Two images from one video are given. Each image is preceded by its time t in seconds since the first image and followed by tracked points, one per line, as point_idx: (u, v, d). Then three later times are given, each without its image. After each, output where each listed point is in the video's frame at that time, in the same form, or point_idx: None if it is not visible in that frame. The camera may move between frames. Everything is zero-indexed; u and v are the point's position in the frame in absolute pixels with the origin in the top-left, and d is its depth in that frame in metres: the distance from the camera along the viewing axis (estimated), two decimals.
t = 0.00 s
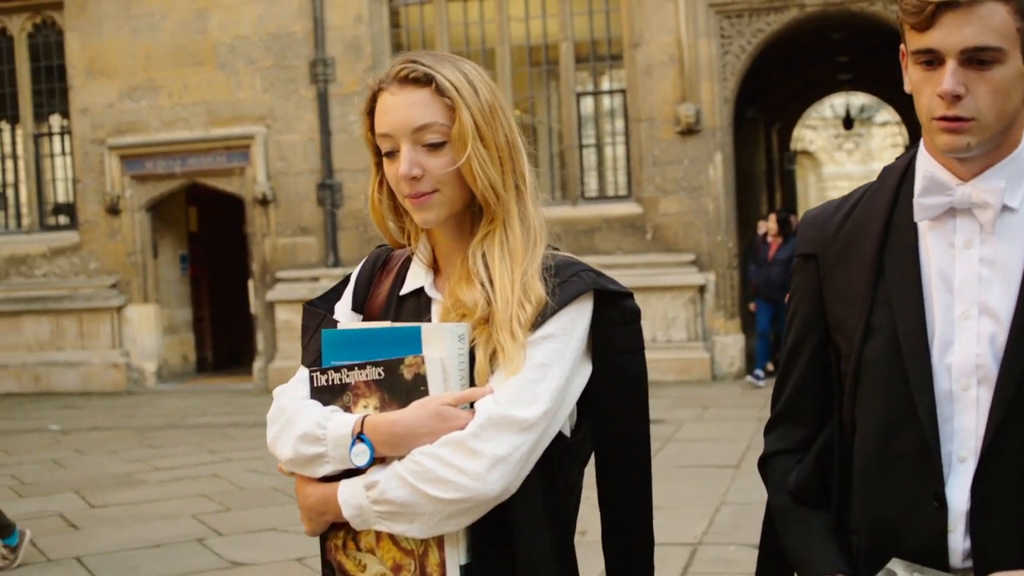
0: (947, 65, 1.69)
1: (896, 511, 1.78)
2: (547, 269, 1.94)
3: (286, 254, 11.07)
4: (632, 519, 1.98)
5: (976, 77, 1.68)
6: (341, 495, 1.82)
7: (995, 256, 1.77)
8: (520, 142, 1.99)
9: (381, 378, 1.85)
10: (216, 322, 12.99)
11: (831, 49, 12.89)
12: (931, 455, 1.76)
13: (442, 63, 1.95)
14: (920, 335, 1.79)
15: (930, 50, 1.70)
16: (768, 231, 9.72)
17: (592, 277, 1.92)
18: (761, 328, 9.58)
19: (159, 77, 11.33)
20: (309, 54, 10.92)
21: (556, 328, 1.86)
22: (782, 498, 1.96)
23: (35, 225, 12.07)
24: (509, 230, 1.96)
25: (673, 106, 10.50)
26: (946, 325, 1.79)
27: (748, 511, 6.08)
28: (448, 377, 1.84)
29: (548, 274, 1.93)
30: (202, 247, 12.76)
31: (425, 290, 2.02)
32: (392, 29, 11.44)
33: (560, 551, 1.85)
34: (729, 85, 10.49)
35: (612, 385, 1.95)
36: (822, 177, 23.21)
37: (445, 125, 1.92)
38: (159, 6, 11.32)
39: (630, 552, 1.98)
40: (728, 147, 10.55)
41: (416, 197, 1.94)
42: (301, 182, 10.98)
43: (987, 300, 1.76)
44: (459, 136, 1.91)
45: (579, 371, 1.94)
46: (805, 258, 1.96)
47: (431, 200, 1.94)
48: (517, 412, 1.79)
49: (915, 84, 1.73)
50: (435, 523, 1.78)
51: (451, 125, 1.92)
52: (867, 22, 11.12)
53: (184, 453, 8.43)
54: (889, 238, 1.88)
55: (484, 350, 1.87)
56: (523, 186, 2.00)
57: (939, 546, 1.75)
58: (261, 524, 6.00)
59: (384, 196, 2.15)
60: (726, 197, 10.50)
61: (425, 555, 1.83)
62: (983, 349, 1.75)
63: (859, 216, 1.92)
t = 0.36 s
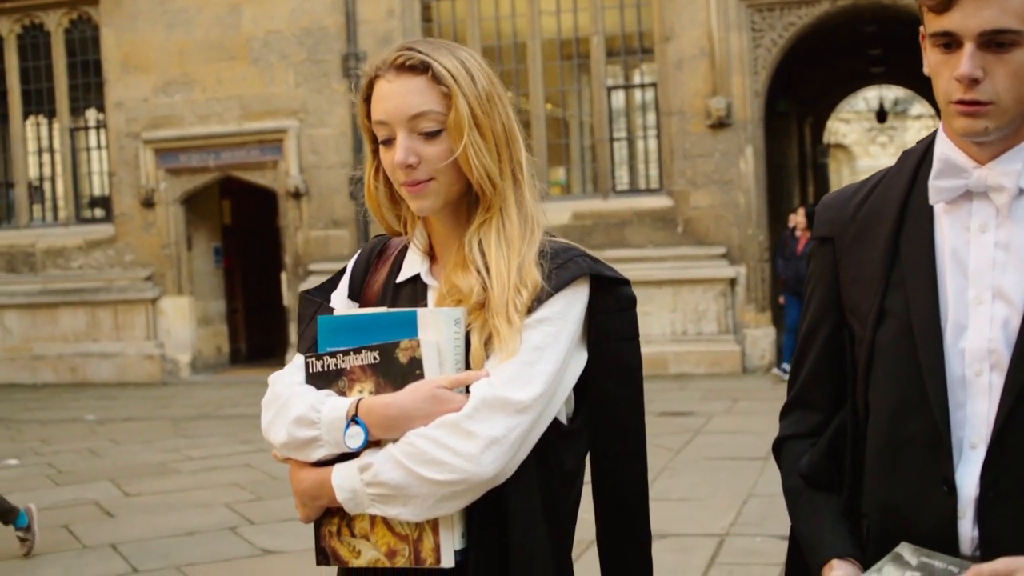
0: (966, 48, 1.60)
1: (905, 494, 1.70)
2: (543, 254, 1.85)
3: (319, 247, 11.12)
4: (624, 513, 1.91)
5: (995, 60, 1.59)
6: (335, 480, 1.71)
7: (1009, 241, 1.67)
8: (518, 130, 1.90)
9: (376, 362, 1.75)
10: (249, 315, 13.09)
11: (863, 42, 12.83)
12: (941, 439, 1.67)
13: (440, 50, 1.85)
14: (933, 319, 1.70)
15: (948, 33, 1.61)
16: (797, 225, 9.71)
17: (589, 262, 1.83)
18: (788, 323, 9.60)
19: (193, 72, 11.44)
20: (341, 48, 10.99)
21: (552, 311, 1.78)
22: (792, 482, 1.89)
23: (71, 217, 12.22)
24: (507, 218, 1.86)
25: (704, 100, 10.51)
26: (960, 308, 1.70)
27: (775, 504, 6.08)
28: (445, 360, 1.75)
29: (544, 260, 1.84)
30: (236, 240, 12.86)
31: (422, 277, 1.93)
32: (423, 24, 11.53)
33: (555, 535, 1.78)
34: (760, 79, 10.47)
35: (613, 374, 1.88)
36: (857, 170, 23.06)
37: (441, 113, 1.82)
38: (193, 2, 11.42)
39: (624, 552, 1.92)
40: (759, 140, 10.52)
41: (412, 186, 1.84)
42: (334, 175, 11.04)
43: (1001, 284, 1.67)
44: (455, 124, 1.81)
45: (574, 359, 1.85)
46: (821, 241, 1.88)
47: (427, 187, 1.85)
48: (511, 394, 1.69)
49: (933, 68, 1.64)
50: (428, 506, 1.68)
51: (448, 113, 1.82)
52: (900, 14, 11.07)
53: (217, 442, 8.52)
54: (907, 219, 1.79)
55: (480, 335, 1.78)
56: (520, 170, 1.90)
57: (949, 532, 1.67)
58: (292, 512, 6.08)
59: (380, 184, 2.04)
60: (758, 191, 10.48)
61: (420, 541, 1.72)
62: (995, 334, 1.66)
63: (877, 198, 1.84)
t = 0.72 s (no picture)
0: (983, 35, 1.60)
1: (915, 485, 1.69)
2: (545, 242, 1.81)
3: (355, 236, 11.16)
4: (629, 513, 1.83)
5: (1014, 47, 1.58)
6: (338, 465, 1.69)
7: None
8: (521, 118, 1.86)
9: (377, 349, 1.73)
10: (286, 304, 13.16)
11: (902, 33, 12.77)
12: (952, 432, 1.66)
13: (441, 39, 1.81)
14: (946, 310, 1.69)
15: (967, 19, 1.61)
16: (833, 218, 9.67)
17: (590, 248, 1.78)
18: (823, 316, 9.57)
19: (232, 61, 11.52)
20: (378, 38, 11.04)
21: (554, 297, 1.73)
22: (809, 473, 1.92)
23: (111, 206, 12.36)
24: (509, 207, 1.82)
25: (740, 91, 10.48)
26: (974, 300, 1.68)
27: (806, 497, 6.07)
28: (447, 346, 1.72)
29: (548, 245, 1.80)
30: (274, 229, 12.95)
31: (423, 263, 1.89)
32: (460, 15, 11.54)
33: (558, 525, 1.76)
34: (797, 70, 10.46)
35: (614, 364, 1.82)
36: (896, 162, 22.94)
37: (443, 103, 1.78)
38: None
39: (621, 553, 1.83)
40: (796, 131, 10.49)
41: (413, 176, 1.81)
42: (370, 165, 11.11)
43: (1016, 276, 1.65)
44: (457, 114, 1.77)
45: (574, 349, 1.79)
46: (840, 231, 1.89)
47: (429, 178, 1.81)
48: (514, 378, 1.66)
49: (952, 56, 1.64)
50: (430, 491, 1.65)
51: (450, 103, 1.78)
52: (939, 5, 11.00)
53: (253, 431, 8.60)
54: (923, 210, 1.78)
55: (480, 322, 1.75)
56: (523, 159, 1.86)
57: (959, 526, 1.65)
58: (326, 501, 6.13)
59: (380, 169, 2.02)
60: (794, 182, 10.45)
61: (423, 526, 1.70)
62: (1008, 326, 1.64)
63: (896, 189, 1.84)
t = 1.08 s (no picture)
0: (989, 36, 1.57)
1: (921, 490, 1.68)
2: (546, 249, 1.74)
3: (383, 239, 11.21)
4: (623, 526, 1.71)
5: (1020, 49, 1.56)
6: (340, 473, 1.63)
7: None
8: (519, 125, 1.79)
9: (379, 356, 1.67)
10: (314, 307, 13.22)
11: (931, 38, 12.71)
12: (958, 437, 1.65)
13: (438, 46, 1.74)
14: (954, 315, 1.68)
15: (973, 21, 1.59)
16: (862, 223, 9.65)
17: (591, 255, 1.71)
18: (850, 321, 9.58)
19: (262, 66, 11.60)
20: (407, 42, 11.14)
21: (556, 305, 1.66)
22: (818, 477, 1.92)
23: (141, 209, 12.46)
24: (508, 215, 1.75)
25: (767, 95, 10.48)
26: (982, 305, 1.67)
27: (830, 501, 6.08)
28: (448, 353, 1.66)
29: (548, 253, 1.73)
30: (303, 231, 12.99)
31: (423, 269, 1.83)
32: (488, 18, 11.52)
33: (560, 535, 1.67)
34: (824, 74, 10.44)
35: (611, 374, 1.72)
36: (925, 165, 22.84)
37: (441, 110, 1.72)
38: None
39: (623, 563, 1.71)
40: (823, 136, 10.49)
41: (412, 185, 1.74)
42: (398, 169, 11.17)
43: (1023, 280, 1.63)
44: (455, 122, 1.71)
45: (571, 360, 1.70)
46: (850, 234, 1.88)
47: (427, 187, 1.75)
48: (518, 387, 1.59)
49: (958, 57, 1.62)
50: (434, 499, 1.59)
51: (447, 111, 1.72)
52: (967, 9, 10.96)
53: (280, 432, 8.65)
54: (931, 213, 1.77)
55: (481, 330, 1.67)
56: (521, 167, 1.79)
57: (966, 532, 1.64)
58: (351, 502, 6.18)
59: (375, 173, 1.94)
60: (820, 187, 10.45)
61: (424, 535, 1.63)
62: (1014, 330, 1.63)
63: (906, 190, 1.83)
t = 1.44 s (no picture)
0: (993, 30, 1.57)
1: (934, 486, 1.67)
2: (551, 249, 1.76)
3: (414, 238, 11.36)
4: (625, 525, 1.72)
5: None
6: (347, 474, 1.66)
7: None
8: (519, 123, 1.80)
9: (387, 357, 1.69)
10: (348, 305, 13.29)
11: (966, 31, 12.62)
12: (971, 433, 1.64)
13: (435, 47, 1.75)
14: (965, 311, 1.68)
15: (977, 14, 1.59)
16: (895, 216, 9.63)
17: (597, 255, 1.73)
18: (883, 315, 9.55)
19: (294, 65, 11.69)
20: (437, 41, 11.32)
21: (563, 307, 1.69)
22: (833, 473, 1.91)
23: (177, 209, 12.58)
24: (510, 216, 1.77)
25: (798, 90, 10.47)
26: (994, 301, 1.67)
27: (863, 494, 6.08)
28: (456, 355, 1.68)
29: (553, 254, 1.75)
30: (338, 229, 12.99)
31: (428, 268, 1.84)
32: (518, 16, 11.55)
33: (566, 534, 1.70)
34: (856, 68, 10.42)
35: (616, 372, 1.74)
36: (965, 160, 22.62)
37: (440, 113, 1.73)
38: None
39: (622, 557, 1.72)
40: (855, 129, 10.45)
41: (414, 189, 1.75)
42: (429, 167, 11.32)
43: None
44: (454, 125, 1.72)
45: (576, 364, 1.72)
46: (863, 231, 1.89)
47: (429, 190, 1.76)
48: (527, 392, 1.62)
49: (963, 52, 1.62)
50: (441, 503, 1.61)
51: (446, 113, 1.73)
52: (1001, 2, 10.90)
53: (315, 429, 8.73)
54: (944, 210, 1.77)
55: (488, 333, 1.70)
56: (522, 167, 1.81)
57: (978, 530, 1.63)
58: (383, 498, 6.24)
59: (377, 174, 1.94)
60: (852, 180, 10.42)
61: (431, 534, 1.65)
62: None
63: (917, 187, 1.83)
